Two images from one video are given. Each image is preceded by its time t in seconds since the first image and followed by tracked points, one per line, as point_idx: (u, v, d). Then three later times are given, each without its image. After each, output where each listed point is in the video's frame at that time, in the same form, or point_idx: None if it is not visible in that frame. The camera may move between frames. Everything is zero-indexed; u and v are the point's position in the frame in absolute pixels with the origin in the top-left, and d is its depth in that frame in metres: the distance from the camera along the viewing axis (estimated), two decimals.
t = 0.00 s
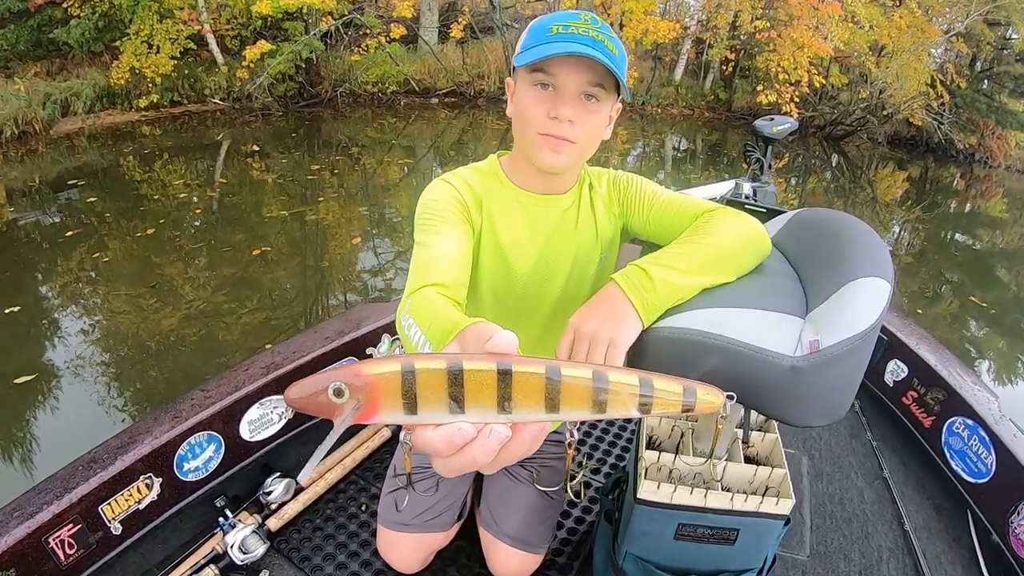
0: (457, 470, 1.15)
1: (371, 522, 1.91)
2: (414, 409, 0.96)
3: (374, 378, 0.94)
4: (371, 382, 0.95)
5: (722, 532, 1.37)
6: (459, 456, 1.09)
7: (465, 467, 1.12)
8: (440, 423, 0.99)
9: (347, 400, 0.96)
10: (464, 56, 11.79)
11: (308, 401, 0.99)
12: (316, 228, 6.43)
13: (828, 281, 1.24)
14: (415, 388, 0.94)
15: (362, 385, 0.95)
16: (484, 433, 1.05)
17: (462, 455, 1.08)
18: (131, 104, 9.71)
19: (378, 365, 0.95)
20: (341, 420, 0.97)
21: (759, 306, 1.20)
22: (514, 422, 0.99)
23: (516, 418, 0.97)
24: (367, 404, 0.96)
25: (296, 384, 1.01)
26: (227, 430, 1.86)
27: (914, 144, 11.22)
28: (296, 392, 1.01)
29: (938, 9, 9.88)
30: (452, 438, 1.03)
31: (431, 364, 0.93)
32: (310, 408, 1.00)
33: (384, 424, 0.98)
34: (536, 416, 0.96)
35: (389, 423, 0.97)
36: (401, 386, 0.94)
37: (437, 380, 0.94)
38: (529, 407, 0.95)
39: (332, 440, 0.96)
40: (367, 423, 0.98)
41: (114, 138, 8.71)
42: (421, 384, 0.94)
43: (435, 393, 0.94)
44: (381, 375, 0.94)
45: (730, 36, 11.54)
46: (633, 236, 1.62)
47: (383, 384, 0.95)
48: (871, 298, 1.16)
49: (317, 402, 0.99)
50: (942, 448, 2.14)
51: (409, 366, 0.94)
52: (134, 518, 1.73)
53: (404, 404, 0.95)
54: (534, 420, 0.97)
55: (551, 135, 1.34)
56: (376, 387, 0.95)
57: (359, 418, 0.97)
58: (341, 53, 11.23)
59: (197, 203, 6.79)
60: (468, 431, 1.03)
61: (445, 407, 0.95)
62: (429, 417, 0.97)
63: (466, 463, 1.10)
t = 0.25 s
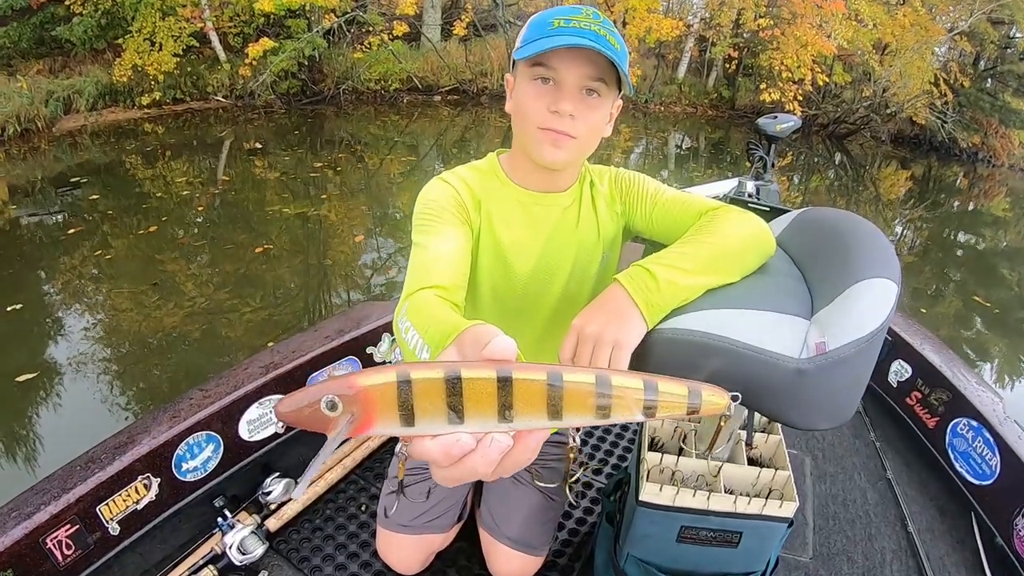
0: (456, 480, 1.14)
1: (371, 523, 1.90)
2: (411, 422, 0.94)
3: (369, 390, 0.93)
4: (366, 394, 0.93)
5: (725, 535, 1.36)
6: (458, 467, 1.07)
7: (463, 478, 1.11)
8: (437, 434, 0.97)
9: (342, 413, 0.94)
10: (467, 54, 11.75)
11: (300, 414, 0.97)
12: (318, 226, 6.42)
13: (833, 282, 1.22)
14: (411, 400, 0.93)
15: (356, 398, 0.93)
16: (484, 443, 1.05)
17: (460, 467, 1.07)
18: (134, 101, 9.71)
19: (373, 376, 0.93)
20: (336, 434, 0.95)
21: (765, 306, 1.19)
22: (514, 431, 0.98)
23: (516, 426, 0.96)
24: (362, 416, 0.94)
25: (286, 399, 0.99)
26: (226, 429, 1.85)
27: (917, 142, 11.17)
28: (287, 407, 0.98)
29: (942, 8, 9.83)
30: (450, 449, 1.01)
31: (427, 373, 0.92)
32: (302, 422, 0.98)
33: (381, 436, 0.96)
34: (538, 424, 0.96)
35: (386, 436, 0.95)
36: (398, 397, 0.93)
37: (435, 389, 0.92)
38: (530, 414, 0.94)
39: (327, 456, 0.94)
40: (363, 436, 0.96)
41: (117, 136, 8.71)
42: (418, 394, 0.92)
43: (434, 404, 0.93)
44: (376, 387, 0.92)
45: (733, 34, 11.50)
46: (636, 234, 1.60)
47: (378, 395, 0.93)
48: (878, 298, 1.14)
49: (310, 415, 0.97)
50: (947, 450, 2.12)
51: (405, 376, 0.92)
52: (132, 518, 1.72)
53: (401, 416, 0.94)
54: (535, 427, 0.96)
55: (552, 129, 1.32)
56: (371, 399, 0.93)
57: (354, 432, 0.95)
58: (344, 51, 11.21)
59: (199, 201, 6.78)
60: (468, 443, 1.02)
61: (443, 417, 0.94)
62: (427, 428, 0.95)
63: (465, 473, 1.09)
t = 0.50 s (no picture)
0: (452, 484, 1.12)
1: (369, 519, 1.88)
2: (409, 424, 0.93)
3: (368, 389, 0.91)
4: (364, 395, 0.91)
5: (727, 534, 1.34)
6: (457, 472, 1.06)
7: (460, 483, 1.10)
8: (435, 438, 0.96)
9: (339, 413, 0.93)
10: (470, 49, 11.77)
11: (296, 413, 0.95)
12: (320, 221, 6.40)
13: (840, 277, 1.20)
14: (410, 402, 0.91)
15: (354, 398, 0.92)
16: (482, 451, 1.02)
17: (458, 473, 1.06)
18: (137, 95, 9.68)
19: (372, 376, 0.92)
20: (332, 435, 0.94)
21: (770, 300, 1.17)
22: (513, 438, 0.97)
23: (516, 434, 0.94)
24: (359, 416, 0.92)
25: (284, 397, 0.97)
26: (223, 424, 1.84)
27: (921, 140, 11.11)
28: (284, 405, 0.96)
29: (948, 5, 9.77)
30: (447, 454, 0.99)
31: (427, 375, 0.90)
32: (298, 421, 0.96)
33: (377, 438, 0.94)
34: (538, 432, 0.94)
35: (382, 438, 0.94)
36: (396, 399, 0.91)
37: (433, 393, 0.91)
38: (530, 422, 0.93)
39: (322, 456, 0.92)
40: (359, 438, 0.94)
41: (120, 131, 8.69)
42: (417, 396, 0.91)
43: (432, 408, 0.91)
44: (374, 387, 0.91)
45: (738, 30, 11.43)
46: (638, 226, 1.58)
47: (376, 396, 0.91)
48: (886, 293, 1.12)
49: (306, 415, 0.95)
50: (951, 449, 2.10)
51: (405, 378, 0.91)
52: (128, 513, 1.71)
53: (399, 418, 0.92)
54: (535, 436, 0.95)
55: (554, 122, 1.30)
56: (370, 400, 0.91)
57: (351, 433, 0.93)
58: (347, 45, 11.16)
59: (202, 195, 6.76)
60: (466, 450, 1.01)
61: (441, 421, 0.92)
62: (424, 432, 0.94)
63: (463, 478, 1.07)
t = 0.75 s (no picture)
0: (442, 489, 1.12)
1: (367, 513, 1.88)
2: (395, 435, 0.93)
3: (352, 403, 0.92)
4: (350, 408, 0.92)
5: (725, 532, 1.33)
6: (444, 480, 1.04)
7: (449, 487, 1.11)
8: (421, 448, 0.97)
9: (326, 425, 0.93)
10: (474, 43, 11.73)
11: (285, 424, 0.96)
12: (322, 214, 6.39)
13: (840, 274, 1.19)
14: (396, 414, 0.92)
15: (340, 410, 0.92)
16: (469, 459, 1.01)
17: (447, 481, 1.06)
18: (140, 89, 9.68)
19: (357, 389, 0.92)
20: (319, 446, 0.95)
21: (768, 296, 1.16)
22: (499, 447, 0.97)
23: (500, 444, 0.95)
24: (345, 429, 0.93)
25: (273, 407, 0.98)
26: (222, 418, 1.84)
27: (925, 137, 11.06)
28: (273, 415, 0.97)
29: (953, 2, 9.72)
30: (434, 464, 0.99)
31: (412, 389, 0.90)
32: (287, 431, 0.97)
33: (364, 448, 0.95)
34: (522, 442, 0.95)
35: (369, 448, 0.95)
36: (382, 412, 0.91)
37: (418, 405, 0.91)
38: (515, 433, 0.93)
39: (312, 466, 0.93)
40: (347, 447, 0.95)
41: (123, 124, 8.69)
42: (402, 409, 0.91)
43: (417, 420, 0.92)
44: (359, 400, 0.91)
45: (742, 26, 11.38)
46: (637, 220, 1.57)
47: (362, 409, 0.92)
48: (883, 292, 1.11)
49: (294, 425, 0.96)
50: (951, 448, 2.09)
51: (389, 392, 0.91)
52: (127, 507, 1.71)
53: (385, 430, 0.93)
54: (520, 446, 0.95)
55: (553, 116, 1.29)
56: (356, 412, 0.92)
57: (339, 443, 0.94)
58: (350, 39, 11.14)
59: (204, 189, 6.75)
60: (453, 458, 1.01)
61: (427, 432, 0.93)
62: (411, 442, 0.94)
63: (449, 485, 1.06)
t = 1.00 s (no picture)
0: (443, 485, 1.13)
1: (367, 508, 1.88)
2: (395, 435, 0.95)
3: (356, 403, 0.94)
4: (352, 407, 0.94)
5: (724, 528, 1.33)
6: (443, 479, 1.03)
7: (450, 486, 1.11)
8: (421, 449, 0.98)
9: (330, 423, 0.96)
10: (476, 38, 11.70)
11: (290, 421, 0.99)
12: (323, 209, 6.39)
13: (841, 270, 1.19)
14: (396, 415, 0.93)
15: (344, 409, 0.94)
16: (468, 461, 1.00)
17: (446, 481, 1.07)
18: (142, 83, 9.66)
19: (359, 390, 0.94)
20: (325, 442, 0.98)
21: (767, 291, 1.16)
22: (496, 449, 0.98)
23: (497, 446, 0.96)
24: (349, 427, 0.96)
25: (279, 404, 1.01)
26: (221, 413, 1.84)
27: (928, 135, 11.02)
28: (279, 412, 1.00)
29: None
30: (433, 464, 0.97)
31: (412, 391, 0.91)
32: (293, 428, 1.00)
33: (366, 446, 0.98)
34: (520, 445, 0.96)
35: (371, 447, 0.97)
36: (383, 414, 0.93)
37: (418, 406, 0.92)
38: (510, 435, 0.94)
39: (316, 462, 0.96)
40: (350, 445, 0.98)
41: (124, 119, 8.68)
42: (403, 411, 0.93)
43: (416, 422, 0.93)
44: (362, 401, 0.93)
45: (745, 22, 11.34)
46: (637, 216, 1.56)
47: (364, 410, 0.94)
48: (883, 288, 1.11)
49: (300, 423, 0.99)
50: (951, 446, 2.09)
51: (390, 393, 0.92)
52: (127, 501, 1.71)
53: (386, 430, 0.95)
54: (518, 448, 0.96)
55: (554, 111, 1.29)
56: (358, 411, 0.94)
57: (343, 440, 0.97)
58: (352, 34, 11.12)
59: (206, 184, 6.74)
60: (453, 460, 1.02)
61: (426, 433, 0.94)
62: (411, 442, 0.96)
63: (449, 484, 1.06)
